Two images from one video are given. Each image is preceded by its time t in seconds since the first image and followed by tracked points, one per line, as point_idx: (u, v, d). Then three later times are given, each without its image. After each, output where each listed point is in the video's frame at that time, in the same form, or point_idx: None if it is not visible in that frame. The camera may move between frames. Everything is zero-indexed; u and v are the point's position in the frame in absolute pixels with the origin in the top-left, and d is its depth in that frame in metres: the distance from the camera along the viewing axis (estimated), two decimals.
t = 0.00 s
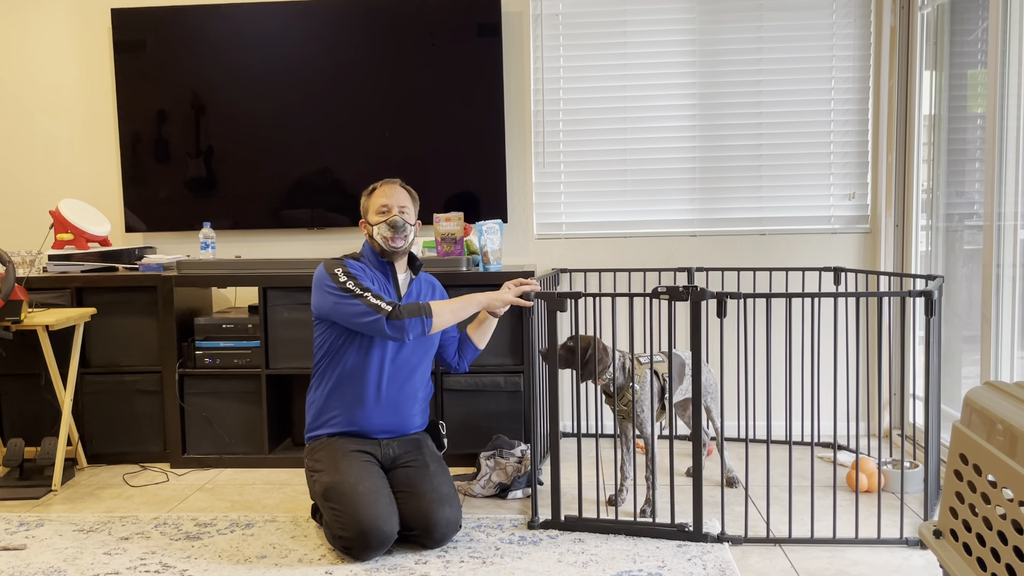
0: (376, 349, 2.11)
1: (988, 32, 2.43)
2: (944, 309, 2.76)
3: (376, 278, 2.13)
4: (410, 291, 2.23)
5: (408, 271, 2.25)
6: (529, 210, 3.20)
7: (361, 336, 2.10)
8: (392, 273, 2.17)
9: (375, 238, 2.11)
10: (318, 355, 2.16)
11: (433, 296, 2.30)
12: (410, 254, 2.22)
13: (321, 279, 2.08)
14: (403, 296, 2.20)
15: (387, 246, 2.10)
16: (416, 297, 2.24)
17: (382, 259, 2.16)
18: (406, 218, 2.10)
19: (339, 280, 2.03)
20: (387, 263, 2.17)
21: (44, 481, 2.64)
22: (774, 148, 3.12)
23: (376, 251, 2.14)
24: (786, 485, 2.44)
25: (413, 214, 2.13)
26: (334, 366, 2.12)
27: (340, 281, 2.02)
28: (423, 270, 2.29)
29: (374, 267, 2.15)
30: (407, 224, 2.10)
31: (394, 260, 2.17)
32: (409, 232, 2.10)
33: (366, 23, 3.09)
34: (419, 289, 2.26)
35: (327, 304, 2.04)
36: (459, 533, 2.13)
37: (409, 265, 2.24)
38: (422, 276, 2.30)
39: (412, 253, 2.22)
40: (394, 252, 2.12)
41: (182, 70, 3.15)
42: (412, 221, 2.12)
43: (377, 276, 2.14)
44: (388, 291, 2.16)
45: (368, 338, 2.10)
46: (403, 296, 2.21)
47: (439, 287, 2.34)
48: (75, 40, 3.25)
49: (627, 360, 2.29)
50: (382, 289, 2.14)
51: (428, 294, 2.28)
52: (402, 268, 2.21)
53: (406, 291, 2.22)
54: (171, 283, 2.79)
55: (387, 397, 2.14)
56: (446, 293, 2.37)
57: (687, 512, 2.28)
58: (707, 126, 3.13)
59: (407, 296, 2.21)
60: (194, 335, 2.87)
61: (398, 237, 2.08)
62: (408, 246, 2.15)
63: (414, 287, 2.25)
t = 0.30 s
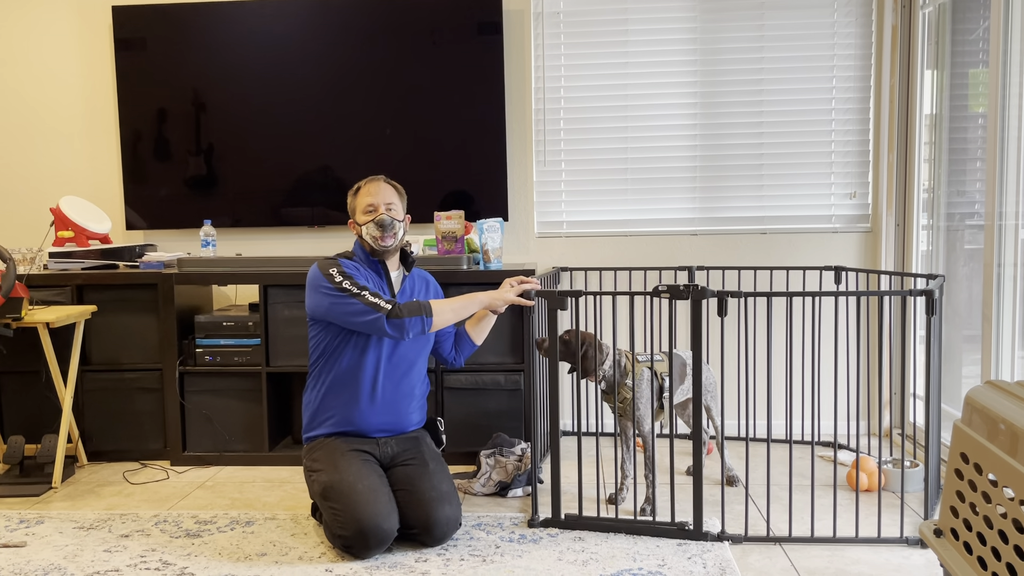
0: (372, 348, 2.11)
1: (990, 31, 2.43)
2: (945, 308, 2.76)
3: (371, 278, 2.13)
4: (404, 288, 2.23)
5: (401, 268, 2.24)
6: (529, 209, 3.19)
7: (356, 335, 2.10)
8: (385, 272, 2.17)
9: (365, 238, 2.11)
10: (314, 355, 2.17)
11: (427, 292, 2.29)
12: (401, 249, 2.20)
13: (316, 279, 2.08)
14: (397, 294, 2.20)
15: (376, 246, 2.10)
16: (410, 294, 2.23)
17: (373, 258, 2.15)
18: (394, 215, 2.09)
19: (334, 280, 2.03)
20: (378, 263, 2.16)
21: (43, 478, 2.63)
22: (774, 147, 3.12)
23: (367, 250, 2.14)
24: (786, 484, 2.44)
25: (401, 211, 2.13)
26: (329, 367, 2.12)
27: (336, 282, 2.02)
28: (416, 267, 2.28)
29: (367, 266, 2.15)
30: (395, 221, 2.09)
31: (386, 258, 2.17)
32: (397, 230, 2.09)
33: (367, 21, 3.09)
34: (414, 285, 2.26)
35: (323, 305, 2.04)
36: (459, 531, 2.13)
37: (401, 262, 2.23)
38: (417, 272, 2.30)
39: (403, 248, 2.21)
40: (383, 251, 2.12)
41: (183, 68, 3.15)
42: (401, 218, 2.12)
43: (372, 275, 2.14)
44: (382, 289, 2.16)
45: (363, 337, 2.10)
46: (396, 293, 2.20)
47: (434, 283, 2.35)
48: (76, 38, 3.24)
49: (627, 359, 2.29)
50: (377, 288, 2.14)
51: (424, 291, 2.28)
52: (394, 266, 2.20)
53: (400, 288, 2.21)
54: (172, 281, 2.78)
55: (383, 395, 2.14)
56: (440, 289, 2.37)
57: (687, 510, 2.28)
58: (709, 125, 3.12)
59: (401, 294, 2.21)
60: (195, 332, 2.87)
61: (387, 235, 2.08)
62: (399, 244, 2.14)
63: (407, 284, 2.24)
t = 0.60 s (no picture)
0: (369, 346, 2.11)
1: (991, 30, 2.43)
2: (945, 307, 2.76)
3: (366, 277, 2.13)
4: (400, 285, 2.22)
5: (397, 265, 2.23)
6: (529, 207, 3.19)
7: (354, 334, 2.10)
8: (378, 272, 2.16)
9: (358, 237, 2.12)
10: (311, 356, 2.17)
11: (424, 289, 2.29)
12: (396, 246, 2.19)
13: (309, 280, 2.07)
14: (392, 292, 2.20)
15: (369, 246, 2.10)
16: (406, 291, 2.23)
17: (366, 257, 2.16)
18: (386, 214, 2.08)
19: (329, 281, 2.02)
20: (371, 262, 2.16)
21: (43, 475, 2.64)
22: (775, 146, 3.11)
23: (360, 248, 2.14)
24: (786, 483, 2.44)
25: (395, 208, 2.12)
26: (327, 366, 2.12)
27: (330, 282, 2.02)
28: (412, 264, 2.28)
29: (360, 265, 2.15)
30: (388, 221, 2.08)
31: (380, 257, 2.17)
32: (390, 230, 2.09)
33: (367, 19, 3.09)
34: (411, 282, 2.26)
35: (318, 305, 2.04)
36: (459, 529, 2.13)
37: (397, 259, 2.23)
38: (415, 269, 2.30)
39: (397, 245, 2.20)
40: (377, 250, 2.12)
41: (183, 66, 3.15)
42: (394, 217, 2.11)
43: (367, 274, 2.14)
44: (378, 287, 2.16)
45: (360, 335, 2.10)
46: (392, 290, 2.20)
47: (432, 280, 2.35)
48: (77, 36, 3.24)
49: (628, 358, 2.29)
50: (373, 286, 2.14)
51: (421, 288, 2.29)
52: (389, 263, 2.20)
53: (395, 286, 2.21)
54: (172, 279, 2.78)
55: (383, 392, 2.14)
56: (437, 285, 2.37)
57: (687, 509, 2.28)
58: (710, 123, 3.12)
59: (397, 291, 2.21)
60: (195, 330, 2.87)
61: (380, 235, 2.08)
62: (393, 242, 2.14)
63: (403, 281, 2.24)
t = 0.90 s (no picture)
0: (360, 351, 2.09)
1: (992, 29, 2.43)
2: (945, 306, 2.76)
3: (355, 283, 2.11)
4: (401, 285, 2.18)
5: (398, 267, 2.20)
6: (529, 206, 3.19)
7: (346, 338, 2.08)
8: (376, 273, 2.14)
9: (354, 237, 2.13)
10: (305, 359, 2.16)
11: (428, 289, 2.24)
12: (394, 245, 2.17)
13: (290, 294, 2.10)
14: (391, 293, 2.16)
15: (360, 246, 2.10)
16: (407, 291, 2.18)
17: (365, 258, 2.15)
18: (377, 214, 2.08)
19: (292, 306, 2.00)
20: (370, 263, 2.14)
21: (43, 473, 2.64)
22: (776, 145, 3.11)
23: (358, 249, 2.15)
24: (786, 482, 2.44)
25: (389, 208, 2.11)
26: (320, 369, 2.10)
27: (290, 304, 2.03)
28: (416, 263, 2.25)
29: (357, 268, 2.13)
30: (379, 221, 2.08)
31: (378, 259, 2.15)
32: (380, 230, 2.07)
33: (368, 18, 3.09)
34: (411, 282, 2.21)
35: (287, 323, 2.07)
36: (459, 528, 2.13)
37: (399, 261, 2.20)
38: (416, 268, 2.25)
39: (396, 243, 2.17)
40: (371, 251, 2.11)
41: (183, 64, 3.15)
42: (387, 217, 2.10)
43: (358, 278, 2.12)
44: (372, 291, 2.13)
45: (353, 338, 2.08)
46: (391, 291, 2.16)
47: (436, 279, 2.29)
48: (77, 34, 3.24)
49: (628, 356, 2.29)
50: (365, 291, 2.11)
51: (423, 287, 2.23)
52: (389, 264, 2.18)
53: (395, 286, 2.17)
54: (172, 277, 2.78)
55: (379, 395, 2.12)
56: (442, 284, 2.32)
57: (687, 508, 2.28)
58: (711, 122, 3.12)
59: (396, 292, 2.16)
60: (195, 329, 2.86)
61: (368, 235, 2.07)
62: (388, 243, 2.12)
63: (404, 281, 2.19)
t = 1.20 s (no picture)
0: (342, 349, 2.10)
1: (993, 29, 2.42)
2: (945, 306, 2.76)
3: (341, 279, 2.14)
4: (393, 284, 2.15)
5: (394, 267, 2.19)
6: (529, 205, 3.19)
7: (330, 334, 2.09)
8: (368, 271, 2.16)
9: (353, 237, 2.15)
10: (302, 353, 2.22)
11: (426, 288, 2.18)
12: (394, 245, 2.16)
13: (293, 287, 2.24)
14: (382, 291, 2.14)
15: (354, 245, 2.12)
16: (399, 290, 2.15)
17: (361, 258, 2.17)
18: (369, 214, 2.09)
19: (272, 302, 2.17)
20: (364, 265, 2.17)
21: (43, 472, 2.64)
22: (776, 144, 3.11)
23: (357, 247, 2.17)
24: (786, 481, 2.44)
25: (383, 208, 2.11)
26: (310, 363, 2.15)
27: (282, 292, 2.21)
28: (416, 262, 2.21)
29: (355, 265, 2.17)
30: (370, 221, 2.08)
31: (373, 259, 2.16)
32: (371, 230, 2.08)
33: (368, 16, 3.09)
34: (406, 282, 2.17)
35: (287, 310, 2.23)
36: (459, 526, 2.13)
37: (395, 260, 2.19)
38: (415, 268, 2.20)
39: (396, 244, 2.17)
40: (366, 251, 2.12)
41: (184, 63, 3.15)
42: (381, 217, 2.10)
43: (345, 275, 2.14)
44: (360, 288, 2.13)
45: (336, 334, 2.09)
46: (383, 290, 2.14)
47: (438, 281, 2.22)
48: (77, 33, 3.24)
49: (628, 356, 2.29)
50: (350, 289, 2.13)
51: (420, 288, 2.18)
52: (383, 265, 2.17)
53: (386, 285, 2.15)
54: (172, 276, 2.78)
55: (364, 393, 2.10)
56: (448, 283, 2.24)
57: (687, 507, 2.28)
58: (711, 122, 3.12)
59: (388, 291, 2.14)
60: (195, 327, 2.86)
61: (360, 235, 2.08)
62: (383, 243, 2.12)
63: (399, 280, 2.16)
